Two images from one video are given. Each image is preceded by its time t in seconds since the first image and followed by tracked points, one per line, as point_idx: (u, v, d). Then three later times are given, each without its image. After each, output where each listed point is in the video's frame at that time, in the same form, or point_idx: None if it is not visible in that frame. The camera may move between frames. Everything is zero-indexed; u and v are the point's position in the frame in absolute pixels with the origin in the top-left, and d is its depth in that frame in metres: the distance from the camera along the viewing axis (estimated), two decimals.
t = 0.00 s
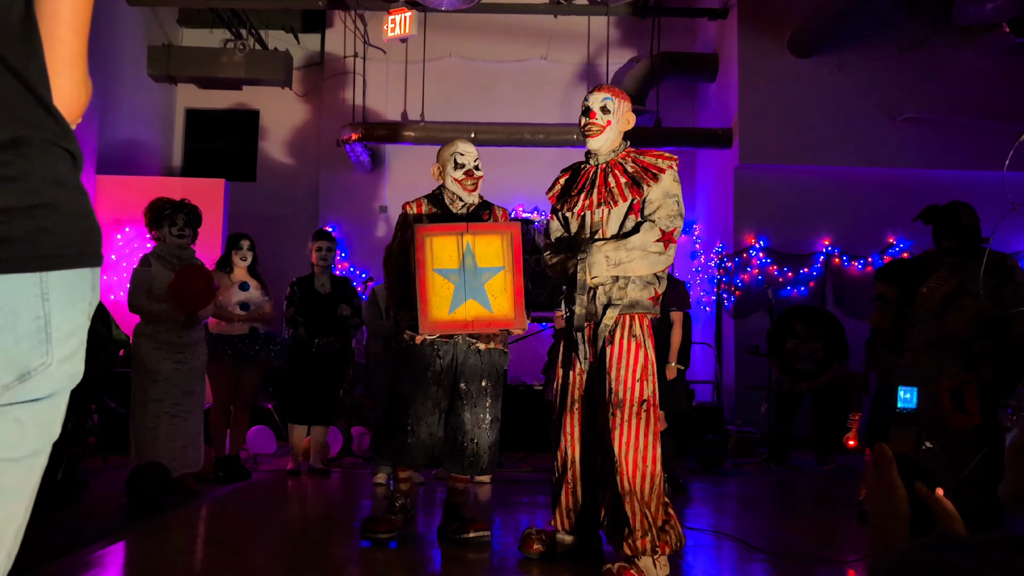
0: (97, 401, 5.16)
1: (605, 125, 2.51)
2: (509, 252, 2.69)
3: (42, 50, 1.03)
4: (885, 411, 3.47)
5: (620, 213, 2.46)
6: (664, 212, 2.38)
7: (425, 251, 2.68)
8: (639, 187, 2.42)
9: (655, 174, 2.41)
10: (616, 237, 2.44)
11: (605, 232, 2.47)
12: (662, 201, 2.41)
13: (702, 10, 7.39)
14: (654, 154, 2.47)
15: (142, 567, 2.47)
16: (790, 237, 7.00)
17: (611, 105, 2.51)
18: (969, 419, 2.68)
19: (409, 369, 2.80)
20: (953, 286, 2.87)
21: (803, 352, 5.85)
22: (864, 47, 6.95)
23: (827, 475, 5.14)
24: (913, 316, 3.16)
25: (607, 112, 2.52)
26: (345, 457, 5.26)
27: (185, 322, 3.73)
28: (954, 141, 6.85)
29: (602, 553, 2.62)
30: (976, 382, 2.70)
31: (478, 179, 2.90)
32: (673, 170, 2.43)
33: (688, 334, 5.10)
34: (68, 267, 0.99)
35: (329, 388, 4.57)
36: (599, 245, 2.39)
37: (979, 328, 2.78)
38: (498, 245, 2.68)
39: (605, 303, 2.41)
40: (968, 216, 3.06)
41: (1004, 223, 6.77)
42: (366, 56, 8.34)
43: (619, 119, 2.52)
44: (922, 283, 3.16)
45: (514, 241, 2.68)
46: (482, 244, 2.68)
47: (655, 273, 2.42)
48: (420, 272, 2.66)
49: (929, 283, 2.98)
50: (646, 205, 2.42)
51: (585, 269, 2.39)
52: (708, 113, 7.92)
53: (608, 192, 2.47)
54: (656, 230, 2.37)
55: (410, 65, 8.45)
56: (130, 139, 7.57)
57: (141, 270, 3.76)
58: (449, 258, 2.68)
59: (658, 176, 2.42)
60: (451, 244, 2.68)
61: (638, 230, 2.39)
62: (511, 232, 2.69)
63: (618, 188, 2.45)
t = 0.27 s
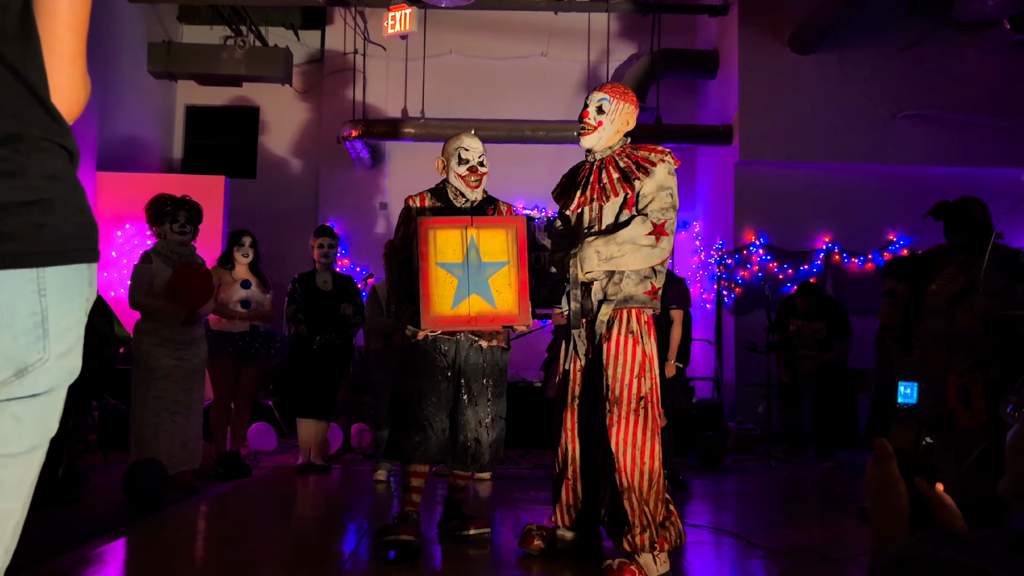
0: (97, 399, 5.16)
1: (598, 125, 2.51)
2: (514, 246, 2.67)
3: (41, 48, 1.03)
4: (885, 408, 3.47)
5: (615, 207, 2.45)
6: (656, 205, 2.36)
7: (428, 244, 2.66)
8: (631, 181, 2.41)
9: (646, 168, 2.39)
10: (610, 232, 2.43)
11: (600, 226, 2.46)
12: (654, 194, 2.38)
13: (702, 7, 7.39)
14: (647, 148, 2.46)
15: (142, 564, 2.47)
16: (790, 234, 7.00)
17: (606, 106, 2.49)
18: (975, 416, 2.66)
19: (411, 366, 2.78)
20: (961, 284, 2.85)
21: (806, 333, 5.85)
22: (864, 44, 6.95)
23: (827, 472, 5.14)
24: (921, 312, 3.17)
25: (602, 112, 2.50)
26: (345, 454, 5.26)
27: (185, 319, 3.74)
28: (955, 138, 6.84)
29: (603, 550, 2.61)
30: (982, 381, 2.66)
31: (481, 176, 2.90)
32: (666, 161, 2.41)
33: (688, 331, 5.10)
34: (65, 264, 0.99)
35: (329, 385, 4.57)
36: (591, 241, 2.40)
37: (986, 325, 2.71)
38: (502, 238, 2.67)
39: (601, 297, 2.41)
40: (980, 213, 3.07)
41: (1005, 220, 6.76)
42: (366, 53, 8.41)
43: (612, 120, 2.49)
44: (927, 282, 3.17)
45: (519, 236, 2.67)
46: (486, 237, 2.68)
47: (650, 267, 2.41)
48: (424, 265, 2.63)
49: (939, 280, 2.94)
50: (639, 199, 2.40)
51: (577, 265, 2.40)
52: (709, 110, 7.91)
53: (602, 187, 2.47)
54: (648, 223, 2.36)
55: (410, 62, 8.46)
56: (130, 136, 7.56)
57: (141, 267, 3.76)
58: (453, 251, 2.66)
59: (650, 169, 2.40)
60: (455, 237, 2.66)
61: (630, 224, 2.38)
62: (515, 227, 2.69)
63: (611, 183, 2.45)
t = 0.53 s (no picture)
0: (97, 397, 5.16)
1: (587, 126, 2.50)
2: (518, 237, 2.63)
3: (37, 44, 1.03)
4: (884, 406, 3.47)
5: (604, 206, 2.44)
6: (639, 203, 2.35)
7: (433, 236, 2.56)
8: (617, 179, 2.40)
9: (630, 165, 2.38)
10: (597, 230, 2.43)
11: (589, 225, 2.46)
12: (639, 192, 2.38)
13: (702, 5, 7.39)
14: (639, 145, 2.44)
15: (142, 561, 2.47)
16: (790, 232, 7.00)
17: (590, 105, 2.48)
18: (976, 416, 2.66)
19: (406, 363, 2.72)
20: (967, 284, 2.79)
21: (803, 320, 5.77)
22: (864, 42, 6.94)
23: (826, 469, 5.14)
24: (923, 310, 3.16)
25: (588, 112, 2.49)
26: (344, 452, 5.25)
27: (186, 317, 3.74)
28: (956, 136, 6.83)
29: (602, 548, 2.61)
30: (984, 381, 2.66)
31: (472, 168, 2.82)
32: (656, 159, 2.40)
33: (688, 329, 5.10)
34: (59, 261, 0.99)
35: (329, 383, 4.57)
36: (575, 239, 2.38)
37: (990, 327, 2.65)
38: (507, 231, 2.61)
39: (594, 296, 2.41)
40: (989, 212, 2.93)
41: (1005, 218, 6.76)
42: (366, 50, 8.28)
43: (600, 118, 2.48)
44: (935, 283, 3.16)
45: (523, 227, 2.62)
46: (490, 230, 2.61)
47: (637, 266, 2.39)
48: (429, 259, 2.55)
49: (946, 279, 2.87)
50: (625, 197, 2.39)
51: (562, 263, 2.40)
52: (709, 108, 7.90)
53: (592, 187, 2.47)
54: (630, 220, 2.34)
55: (410, 59, 8.50)
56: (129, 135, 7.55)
57: (141, 265, 3.76)
58: (457, 244, 2.58)
59: (636, 166, 2.39)
60: (460, 230, 2.58)
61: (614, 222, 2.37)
62: (520, 219, 2.64)
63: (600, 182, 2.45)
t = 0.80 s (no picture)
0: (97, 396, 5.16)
1: (572, 132, 2.49)
2: (513, 226, 2.56)
3: (37, 41, 1.03)
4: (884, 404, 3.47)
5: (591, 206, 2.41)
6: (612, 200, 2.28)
7: (429, 224, 2.45)
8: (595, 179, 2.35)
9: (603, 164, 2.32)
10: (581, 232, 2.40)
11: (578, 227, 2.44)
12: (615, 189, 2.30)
13: (702, 3, 7.38)
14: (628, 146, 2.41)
15: (142, 560, 2.47)
16: (790, 231, 7.00)
17: (567, 112, 2.47)
18: (971, 416, 2.65)
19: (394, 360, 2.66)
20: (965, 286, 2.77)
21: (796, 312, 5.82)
22: (865, 41, 6.94)
23: (826, 468, 5.14)
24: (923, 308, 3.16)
25: (568, 120, 2.48)
26: (344, 450, 5.26)
27: (187, 316, 3.73)
28: (956, 135, 6.83)
29: (602, 546, 2.61)
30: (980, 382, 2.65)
31: (457, 159, 2.78)
32: (640, 158, 2.34)
33: (688, 328, 5.10)
34: (57, 259, 0.99)
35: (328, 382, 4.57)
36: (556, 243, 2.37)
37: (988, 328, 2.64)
38: (505, 220, 2.55)
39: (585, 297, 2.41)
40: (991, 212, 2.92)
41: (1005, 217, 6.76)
42: (366, 49, 8.36)
43: (580, 120, 2.46)
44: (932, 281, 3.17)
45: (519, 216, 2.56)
46: (486, 219, 2.53)
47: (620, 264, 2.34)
48: (426, 247, 2.43)
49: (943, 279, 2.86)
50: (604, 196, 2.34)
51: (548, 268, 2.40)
52: (709, 106, 7.89)
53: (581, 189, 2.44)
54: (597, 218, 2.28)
55: (410, 58, 8.49)
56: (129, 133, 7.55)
57: (141, 263, 3.76)
58: (453, 233, 2.48)
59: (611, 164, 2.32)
60: (456, 217, 2.49)
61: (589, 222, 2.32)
62: (516, 208, 2.58)
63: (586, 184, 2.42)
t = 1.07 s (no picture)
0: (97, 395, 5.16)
1: (561, 139, 2.46)
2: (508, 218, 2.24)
3: (37, 41, 1.03)
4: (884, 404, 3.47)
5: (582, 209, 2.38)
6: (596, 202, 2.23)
7: (375, 221, 2.26)
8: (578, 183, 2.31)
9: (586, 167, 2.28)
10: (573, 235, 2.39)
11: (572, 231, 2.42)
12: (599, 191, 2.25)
13: (702, 2, 7.38)
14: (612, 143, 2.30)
15: (143, 560, 2.47)
16: (790, 229, 6.99)
17: (554, 120, 2.45)
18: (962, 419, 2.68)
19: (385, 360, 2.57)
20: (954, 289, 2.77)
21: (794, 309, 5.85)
22: (864, 40, 6.94)
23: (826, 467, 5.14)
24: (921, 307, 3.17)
25: (556, 127, 2.46)
26: (344, 449, 5.25)
27: (187, 315, 3.73)
28: (955, 133, 6.83)
29: (603, 544, 2.62)
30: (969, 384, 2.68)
31: (451, 151, 2.60)
32: (617, 158, 2.24)
33: (688, 327, 5.10)
34: (58, 258, 0.99)
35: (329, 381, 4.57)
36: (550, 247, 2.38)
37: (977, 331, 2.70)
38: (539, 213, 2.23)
39: (584, 300, 2.42)
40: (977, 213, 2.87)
41: (1005, 216, 6.77)
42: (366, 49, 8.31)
43: (567, 127, 2.43)
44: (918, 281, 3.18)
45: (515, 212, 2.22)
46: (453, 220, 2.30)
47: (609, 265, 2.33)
48: (375, 246, 2.25)
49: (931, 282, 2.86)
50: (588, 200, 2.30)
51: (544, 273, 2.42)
52: (710, 105, 7.88)
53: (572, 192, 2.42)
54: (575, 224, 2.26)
55: (410, 57, 8.49)
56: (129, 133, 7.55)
57: (141, 263, 3.76)
58: (404, 225, 2.26)
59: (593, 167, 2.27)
60: (407, 209, 2.26)
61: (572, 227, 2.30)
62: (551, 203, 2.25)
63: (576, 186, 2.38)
